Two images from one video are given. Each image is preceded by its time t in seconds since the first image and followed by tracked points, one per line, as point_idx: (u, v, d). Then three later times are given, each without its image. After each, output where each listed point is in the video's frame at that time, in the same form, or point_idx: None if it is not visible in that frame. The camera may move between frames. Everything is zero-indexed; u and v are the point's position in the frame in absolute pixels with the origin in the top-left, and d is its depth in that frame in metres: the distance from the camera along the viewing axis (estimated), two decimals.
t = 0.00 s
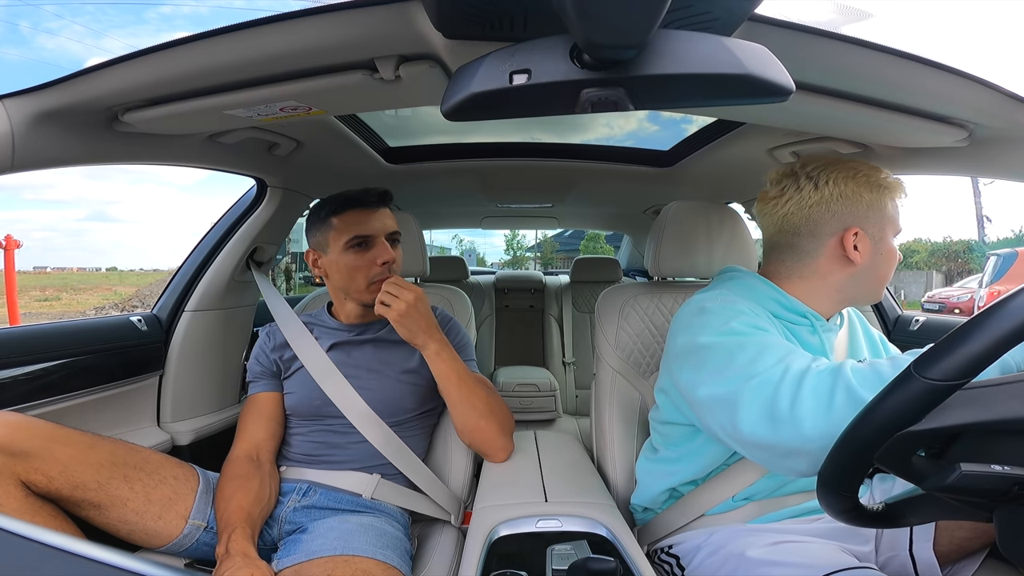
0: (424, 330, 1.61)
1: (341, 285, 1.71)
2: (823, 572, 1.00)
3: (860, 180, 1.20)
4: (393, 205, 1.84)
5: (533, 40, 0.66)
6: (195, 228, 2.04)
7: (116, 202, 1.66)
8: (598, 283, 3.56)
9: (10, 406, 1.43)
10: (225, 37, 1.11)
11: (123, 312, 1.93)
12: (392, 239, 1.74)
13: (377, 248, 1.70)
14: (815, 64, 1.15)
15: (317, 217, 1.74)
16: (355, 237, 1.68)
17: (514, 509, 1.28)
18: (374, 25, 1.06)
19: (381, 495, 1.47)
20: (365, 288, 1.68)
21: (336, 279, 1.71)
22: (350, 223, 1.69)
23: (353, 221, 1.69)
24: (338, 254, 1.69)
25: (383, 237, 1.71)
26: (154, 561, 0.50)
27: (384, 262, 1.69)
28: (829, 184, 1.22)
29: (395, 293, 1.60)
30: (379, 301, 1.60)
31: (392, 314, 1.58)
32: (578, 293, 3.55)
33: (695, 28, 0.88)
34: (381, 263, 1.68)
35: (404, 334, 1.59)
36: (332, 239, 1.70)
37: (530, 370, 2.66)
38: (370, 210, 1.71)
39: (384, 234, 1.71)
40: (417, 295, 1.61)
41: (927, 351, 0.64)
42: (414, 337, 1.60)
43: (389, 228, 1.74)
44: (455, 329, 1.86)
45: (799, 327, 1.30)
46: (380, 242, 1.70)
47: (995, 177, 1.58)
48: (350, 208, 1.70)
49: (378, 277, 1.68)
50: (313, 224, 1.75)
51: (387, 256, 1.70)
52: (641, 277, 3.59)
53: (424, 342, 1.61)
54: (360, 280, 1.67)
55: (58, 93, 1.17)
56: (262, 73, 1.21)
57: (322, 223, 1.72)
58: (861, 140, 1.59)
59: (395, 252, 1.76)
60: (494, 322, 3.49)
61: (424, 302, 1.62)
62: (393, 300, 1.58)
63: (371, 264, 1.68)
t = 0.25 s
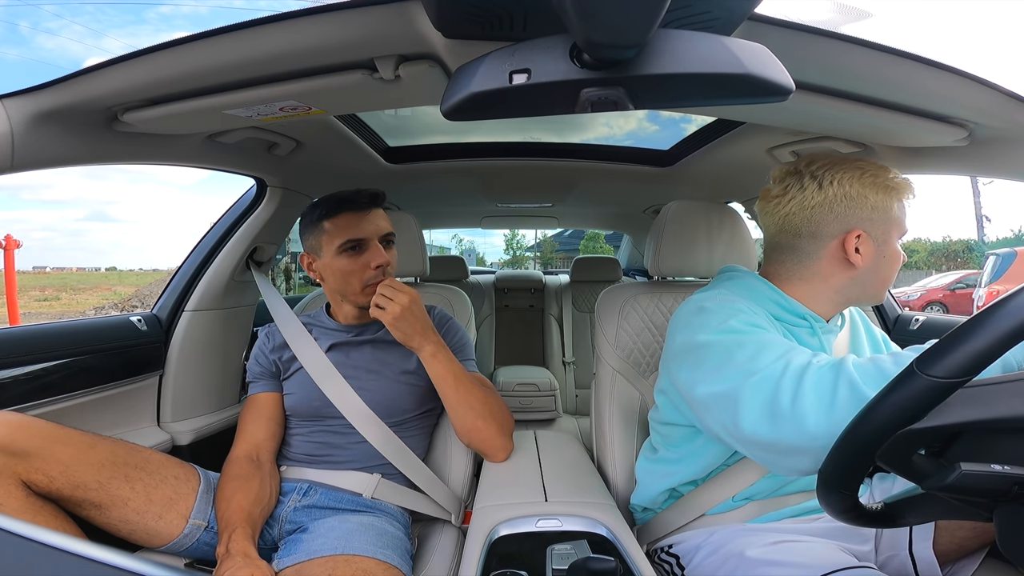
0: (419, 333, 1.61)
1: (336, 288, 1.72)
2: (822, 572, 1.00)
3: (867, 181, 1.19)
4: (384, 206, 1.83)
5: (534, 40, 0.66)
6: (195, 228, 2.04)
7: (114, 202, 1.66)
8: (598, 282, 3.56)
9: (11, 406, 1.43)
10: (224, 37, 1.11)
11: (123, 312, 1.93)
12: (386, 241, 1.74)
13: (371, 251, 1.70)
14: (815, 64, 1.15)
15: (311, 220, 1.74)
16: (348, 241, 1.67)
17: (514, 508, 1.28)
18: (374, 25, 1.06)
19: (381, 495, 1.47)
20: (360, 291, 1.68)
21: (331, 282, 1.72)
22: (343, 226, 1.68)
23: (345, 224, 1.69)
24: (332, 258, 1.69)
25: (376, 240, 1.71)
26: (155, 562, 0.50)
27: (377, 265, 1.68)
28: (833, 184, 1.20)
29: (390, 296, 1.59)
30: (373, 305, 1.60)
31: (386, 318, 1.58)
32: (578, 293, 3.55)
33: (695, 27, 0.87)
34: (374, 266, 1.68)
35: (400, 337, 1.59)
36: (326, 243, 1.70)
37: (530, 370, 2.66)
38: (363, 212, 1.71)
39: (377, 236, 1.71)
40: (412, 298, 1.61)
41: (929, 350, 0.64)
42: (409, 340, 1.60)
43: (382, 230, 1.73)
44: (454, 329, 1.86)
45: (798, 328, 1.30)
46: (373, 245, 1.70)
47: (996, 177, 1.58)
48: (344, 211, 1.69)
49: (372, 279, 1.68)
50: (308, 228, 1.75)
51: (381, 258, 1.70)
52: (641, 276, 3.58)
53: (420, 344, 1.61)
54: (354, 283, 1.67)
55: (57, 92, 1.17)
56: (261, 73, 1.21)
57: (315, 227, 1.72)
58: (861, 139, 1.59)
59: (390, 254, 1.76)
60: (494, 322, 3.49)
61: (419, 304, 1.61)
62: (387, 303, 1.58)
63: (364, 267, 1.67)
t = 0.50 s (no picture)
0: (424, 329, 1.61)
1: (341, 284, 1.72)
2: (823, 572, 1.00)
3: (847, 180, 1.21)
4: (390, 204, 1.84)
5: (533, 39, 0.66)
6: (195, 228, 2.04)
7: (114, 202, 1.66)
8: (598, 282, 3.57)
9: (11, 407, 1.43)
10: (224, 37, 1.11)
11: (123, 312, 1.93)
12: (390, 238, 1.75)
13: (376, 247, 1.70)
14: (814, 64, 1.15)
15: (318, 216, 1.74)
16: (353, 236, 1.68)
17: (515, 508, 1.28)
18: (374, 25, 1.06)
19: (382, 495, 1.47)
20: (364, 287, 1.68)
21: (335, 276, 1.72)
22: (349, 222, 1.68)
23: (351, 220, 1.69)
24: (338, 253, 1.69)
25: (381, 236, 1.71)
26: (154, 561, 0.50)
27: (381, 260, 1.68)
28: (815, 184, 1.22)
29: (395, 293, 1.59)
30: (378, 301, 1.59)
31: (391, 314, 1.57)
32: (578, 293, 3.55)
33: (695, 28, 0.87)
34: (378, 261, 1.68)
35: (404, 334, 1.59)
36: (331, 238, 1.70)
37: (530, 369, 2.66)
38: (368, 209, 1.71)
39: (382, 232, 1.71)
40: (417, 295, 1.60)
41: (929, 349, 0.64)
42: (413, 337, 1.60)
43: (387, 226, 1.74)
44: (456, 329, 1.86)
45: (791, 325, 1.29)
46: (378, 240, 1.70)
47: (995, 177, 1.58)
48: (349, 207, 1.69)
49: (377, 275, 1.68)
50: (314, 223, 1.75)
51: (385, 254, 1.70)
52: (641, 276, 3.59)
53: (423, 342, 1.61)
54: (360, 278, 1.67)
55: (57, 93, 1.17)
56: (262, 73, 1.21)
57: (321, 222, 1.72)
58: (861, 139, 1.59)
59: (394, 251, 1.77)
60: (494, 322, 3.49)
61: (424, 301, 1.61)
62: (393, 300, 1.58)
63: (368, 262, 1.67)
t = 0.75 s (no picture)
0: (423, 330, 1.61)
1: (342, 282, 1.72)
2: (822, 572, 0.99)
3: (839, 179, 1.21)
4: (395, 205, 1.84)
5: (534, 40, 0.67)
6: (195, 228, 2.04)
7: (114, 202, 1.66)
8: (598, 282, 3.57)
9: (11, 406, 1.43)
10: (224, 37, 1.11)
11: (123, 312, 1.94)
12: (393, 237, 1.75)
13: (378, 245, 1.70)
14: (814, 64, 1.15)
15: (324, 214, 1.74)
16: (356, 234, 1.68)
17: (515, 508, 1.28)
18: (373, 24, 1.06)
19: (381, 494, 1.47)
20: (363, 285, 1.69)
21: (336, 274, 1.72)
22: (353, 221, 1.68)
23: (355, 218, 1.69)
24: (340, 251, 1.69)
25: (384, 235, 1.71)
26: (154, 561, 0.49)
27: (382, 258, 1.68)
28: (809, 182, 1.23)
29: (389, 295, 1.59)
30: (373, 303, 1.60)
31: (387, 317, 1.57)
32: (578, 293, 3.55)
33: (695, 28, 0.87)
34: (380, 259, 1.68)
35: (402, 337, 1.59)
36: (335, 236, 1.70)
37: (530, 369, 2.66)
38: (371, 208, 1.71)
39: (385, 231, 1.71)
40: (411, 298, 1.61)
41: (930, 349, 0.64)
42: (412, 338, 1.60)
43: (391, 226, 1.74)
44: (456, 329, 1.86)
45: (788, 325, 1.29)
46: (381, 239, 1.70)
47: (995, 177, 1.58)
48: (353, 205, 1.70)
49: (377, 274, 1.68)
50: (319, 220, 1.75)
51: (387, 254, 1.70)
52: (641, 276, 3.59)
53: (421, 343, 1.61)
54: (361, 277, 1.68)
55: (57, 92, 1.17)
56: (261, 72, 1.21)
57: (326, 220, 1.72)
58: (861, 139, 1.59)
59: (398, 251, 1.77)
60: (494, 322, 3.49)
61: (418, 304, 1.61)
62: (386, 304, 1.58)
63: (370, 261, 1.67)
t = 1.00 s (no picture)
0: (423, 329, 1.61)
1: (342, 281, 1.72)
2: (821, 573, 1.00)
3: (791, 179, 1.28)
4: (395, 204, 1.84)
5: (533, 39, 0.67)
6: (195, 228, 2.04)
7: (114, 202, 1.65)
8: (598, 282, 3.57)
9: (11, 406, 1.43)
10: (225, 37, 1.11)
11: (123, 312, 1.94)
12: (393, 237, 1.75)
13: (378, 245, 1.70)
14: (814, 64, 1.15)
15: (323, 214, 1.74)
16: (355, 234, 1.68)
17: (514, 508, 1.28)
18: (373, 24, 1.06)
19: (381, 495, 1.47)
20: (363, 285, 1.68)
21: (336, 274, 1.72)
22: (353, 221, 1.68)
23: (354, 219, 1.69)
24: (340, 251, 1.69)
25: (383, 235, 1.71)
26: (154, 561, 0.49)
27: (382, 258, 1.68)
28: (764, 183, 1.36)
29: (390, 294, 1.59)
30: (375, 303, 1.60)
31: (388, 316, 1.57)
32: (578, 293, 3.55)
33: (695, 28, 0.87)
34: (379, 259, 1.68)
35: (402, 336, 1.59)
36: (335, 236, 1.70)
37: (530, 369, 2.66)
38: (371, 208, 1.71)
39: (385, 231, 1.71)
40: (412, 297, 1.60)
41: (930, 348, 0.64)
42: (412, 338, 1.60)
43: (391, 226, 1.74)
44: (456, 329, 1.86)
45: (777, 323, 1.31)
46: (381, 239, 1.70)
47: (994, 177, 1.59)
48: (353, 206, 1.69)
49: (377, 274, 1.68)
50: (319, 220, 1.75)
51: (387, 254, 1.70)
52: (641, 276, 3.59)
53: (422, 343, 1.61)
54: (361, 276, 1.67)
55: (57, 93, 1.17)
56: (261, 73, 1.21)
57: (326, 220, 1.72)
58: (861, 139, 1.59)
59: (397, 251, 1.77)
60: (494, 322, 3.49)
61: (420, 304, 1.61)
62: (388, 302, 1.58)
63: (369, 261, 1.67)
